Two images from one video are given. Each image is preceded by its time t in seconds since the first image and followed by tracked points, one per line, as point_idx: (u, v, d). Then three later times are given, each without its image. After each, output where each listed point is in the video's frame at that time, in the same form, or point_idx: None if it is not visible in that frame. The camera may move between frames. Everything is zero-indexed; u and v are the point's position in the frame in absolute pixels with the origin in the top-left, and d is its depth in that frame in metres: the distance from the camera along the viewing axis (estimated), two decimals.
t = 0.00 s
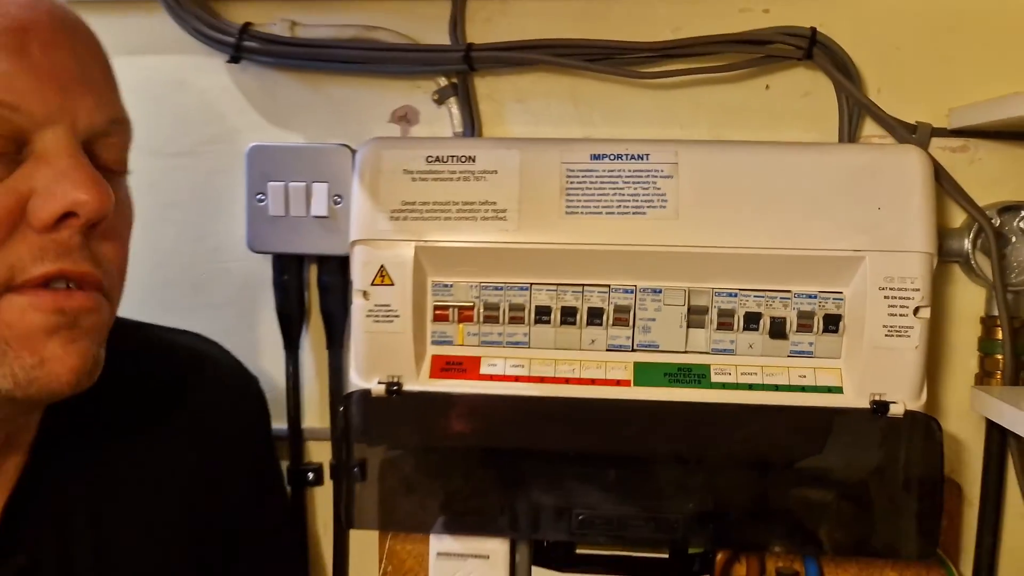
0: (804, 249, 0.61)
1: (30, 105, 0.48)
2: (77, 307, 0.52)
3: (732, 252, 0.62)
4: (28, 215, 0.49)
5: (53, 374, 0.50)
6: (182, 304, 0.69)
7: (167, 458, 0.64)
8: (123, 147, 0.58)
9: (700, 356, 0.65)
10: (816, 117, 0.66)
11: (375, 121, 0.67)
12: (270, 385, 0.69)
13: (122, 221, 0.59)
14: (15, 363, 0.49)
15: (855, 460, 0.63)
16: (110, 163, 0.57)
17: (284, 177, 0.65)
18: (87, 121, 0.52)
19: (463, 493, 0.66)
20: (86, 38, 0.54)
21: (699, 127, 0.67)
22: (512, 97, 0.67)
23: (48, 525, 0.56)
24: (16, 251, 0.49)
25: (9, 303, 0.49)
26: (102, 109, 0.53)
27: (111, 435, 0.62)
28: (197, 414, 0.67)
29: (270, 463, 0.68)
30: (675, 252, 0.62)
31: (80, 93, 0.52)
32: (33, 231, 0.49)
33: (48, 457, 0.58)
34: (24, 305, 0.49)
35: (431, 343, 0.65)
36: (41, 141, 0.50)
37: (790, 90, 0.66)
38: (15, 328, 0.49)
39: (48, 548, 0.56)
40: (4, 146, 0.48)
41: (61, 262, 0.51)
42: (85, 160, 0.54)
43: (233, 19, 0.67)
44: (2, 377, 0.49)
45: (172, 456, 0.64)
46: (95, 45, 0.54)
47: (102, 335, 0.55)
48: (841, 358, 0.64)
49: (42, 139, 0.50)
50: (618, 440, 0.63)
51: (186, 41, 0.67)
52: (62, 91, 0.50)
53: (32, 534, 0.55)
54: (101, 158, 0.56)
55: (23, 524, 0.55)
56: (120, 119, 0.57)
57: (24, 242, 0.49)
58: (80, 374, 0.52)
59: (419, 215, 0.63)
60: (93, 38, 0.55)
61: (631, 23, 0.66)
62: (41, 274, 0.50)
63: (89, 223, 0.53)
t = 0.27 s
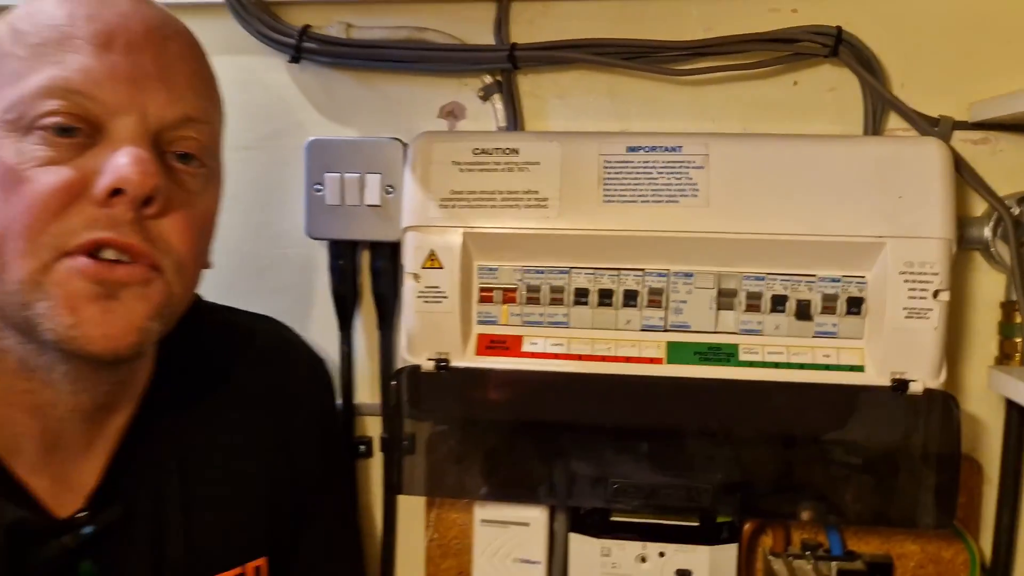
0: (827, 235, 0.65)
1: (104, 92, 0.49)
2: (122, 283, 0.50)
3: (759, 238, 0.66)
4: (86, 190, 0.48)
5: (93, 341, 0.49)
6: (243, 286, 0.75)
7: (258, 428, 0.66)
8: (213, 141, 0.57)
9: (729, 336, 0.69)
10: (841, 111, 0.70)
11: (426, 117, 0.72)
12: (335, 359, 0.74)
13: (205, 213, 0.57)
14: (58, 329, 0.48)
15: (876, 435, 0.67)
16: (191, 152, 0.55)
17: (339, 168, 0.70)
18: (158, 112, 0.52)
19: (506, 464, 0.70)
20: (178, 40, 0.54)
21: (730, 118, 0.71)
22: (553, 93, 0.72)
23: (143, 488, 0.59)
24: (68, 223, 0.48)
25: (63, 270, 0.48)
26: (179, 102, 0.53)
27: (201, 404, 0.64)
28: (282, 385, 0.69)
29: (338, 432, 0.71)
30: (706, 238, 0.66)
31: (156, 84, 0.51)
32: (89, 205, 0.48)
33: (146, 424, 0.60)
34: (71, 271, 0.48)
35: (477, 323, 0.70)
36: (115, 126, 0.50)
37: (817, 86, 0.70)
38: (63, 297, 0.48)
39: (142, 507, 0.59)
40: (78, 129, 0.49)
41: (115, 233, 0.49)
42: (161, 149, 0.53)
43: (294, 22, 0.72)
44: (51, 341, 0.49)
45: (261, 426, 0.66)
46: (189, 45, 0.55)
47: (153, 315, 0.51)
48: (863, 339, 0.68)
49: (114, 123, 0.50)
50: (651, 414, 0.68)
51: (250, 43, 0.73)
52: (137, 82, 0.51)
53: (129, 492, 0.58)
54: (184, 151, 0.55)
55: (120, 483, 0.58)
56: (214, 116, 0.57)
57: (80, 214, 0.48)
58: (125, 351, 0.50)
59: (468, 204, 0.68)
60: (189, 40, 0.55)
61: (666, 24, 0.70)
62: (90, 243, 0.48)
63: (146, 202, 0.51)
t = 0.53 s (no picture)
0: (879, 234, 0.67)
1: (210, 103, 0.58)
2: (219, 278, 0.58)
3: (811, 237, 0.68)
4: (192, 188, 0.57)
5: (192, 334, 0.57)
6: (316, 283, 0.79)
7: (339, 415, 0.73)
8: (304, 148, 0.65)
9: (781, 332, 0.71)
10: (892, 113, 0.72)
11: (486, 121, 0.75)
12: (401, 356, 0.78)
13: (298, 210, 0.64)
14: (164, 317, 0.56)
15: (926, 431, 0.68)
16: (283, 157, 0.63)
17: (405, 171, 0.73)
18: (256, 118, 0.60)
19: (559, 455, 0.72)
20: (276, 54, 0.63)
21: (780, 122, 0.74)
22: (609, 98, 0.75)
23: (238, 461, 0.68)
24: (178, 218, 0.57)
25: (173, 265, 0.57)
26: (273, 111, 0.61)
27: (289, 392, 0.72)
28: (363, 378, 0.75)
29: (410, 427, 0.76)
30: (759, 237, 0.68)
31: (252, 94, 0.60)
32: (195, 202, 0.57)
33: (242, 405, 0.70)
34: (178, 267, 0.57)
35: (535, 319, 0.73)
36: (218, 131, 0.59)
37: (868, 89, 0.72)
38: (172, 285, 0.57)
39: (236, 480, 0.67)
40: (188, 133, 0.58)
41: (217, 227, 0.57)
42: (258, 154, 0.62)
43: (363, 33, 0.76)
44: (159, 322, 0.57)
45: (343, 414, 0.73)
46: (286, 59, 0.63)
47: (247, 310, 0.60)
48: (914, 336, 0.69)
49: (218, 129, 0.59)
50: (704, 407, 0.70)
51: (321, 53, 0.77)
52: (238, 93, 0.59)
53: (226, 467, 0.67)
54: (279, 154, 0.63)
55: (220, 459, 0.67)
56: (305, 125, 0.65)
57: (187, 210, 0.57)
58: (221, 336, 0.58)
59: (528, 204, 0.71)
60: (286, 54, 0.64)
61: (720, 29, 0.73)
62: (195, 237, 0.57)
63: (244, 199, 0.59)
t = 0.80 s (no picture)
0: (912, 244, 0.67)
1: (245, 109, 0.60)
2: (259, 279, 0.59)
3: (844, 246, 0.68)
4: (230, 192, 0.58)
5: (232, 335, 0.58)
6: (353, 288, 0.82)
7: (375, 417, 0.75)
8: (339, 149, 0.66)
9: (813, 341, 0.71)
10: (926, 122, 0.72)
11: (518, 130, 0.77)
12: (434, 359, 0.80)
13: (334, 211, 0.65)
14: (207, 317, 0.58)
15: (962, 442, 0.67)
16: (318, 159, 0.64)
17: (437, 180, 0.75)
18: (289, 122, 0.62)
19: (590, 460, 0.73)
20: (309, 59, 0.64)
21: (815, 131, 0.74)
22: (642, 108, 0.75)
23: (275, 459, 0.69)
24: (217, 221, 0.58)
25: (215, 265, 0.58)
26: (306, 115, 0.63)
27: (324, 394, 0.74)
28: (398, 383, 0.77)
29: (444, 430, 0.79)
30: (791, 246, 0.68)
31: (286, 99, 0.62)
32: (232, 205, 0.58)
33: (280, 403, 0.71)
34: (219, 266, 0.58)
35: (567, 326, 0.73)
36: (253, 136, 0.60)
37: (902, 98, 0.72)
38: (215, 285, 0.58)
39: (276, 480, 0.69)
40: (225, 139, 0.60)
41: (253, 229, 0.58)
42: (294, 157, 0.63)
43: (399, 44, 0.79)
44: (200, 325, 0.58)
45: (378, 417, 0.75)
46: (320, 65, 0.65)
47: (286, 310, 0.60)
48: (948, 346, 0.69)
49: (253, 134, 0.60)
50: (735, 416, 0.70)
51: (358, 63, 0.79)
52: (271, 98, 0.61)
53: (264, 462, 0.69)
54: (314, 157, 0.64)
55: (258, 457, 0.69)
56: (340, 128, 0.66)
57: (226, 213, 0.58)
58: (260, 335, 0.59)
59: (561, 213, 0.71)
60: (319, 60, 0.65)
61: (752, 38, 0.74)
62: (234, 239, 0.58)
63: (279, 201, 0.60)
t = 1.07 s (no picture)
0: (936, 258, 0.66)
1: (280, 135, 0.62)
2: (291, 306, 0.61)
3: (867, 260, 0.67)
4: (265, 216, 0.60)
5: (265, 358, 0.60)
6: (375, 303, 0.85)
7: (401, 432, 0.77)
8: (370, 174, 0.67)
9: (836, 356, 0.70)
10: (949, 136, 0.72)
11: (540, 146, 0.79)
12: (458, 373, 0.82)
13: (365, 235, 0.67)
14: (240, 340, 0.60)
15: (989, 458, 0.67)
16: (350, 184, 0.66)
17: (461, 196, 0.77)
18: (323, 148, 0.63)
19: (613, 474, 0.73)
20: (342, 86, 0.66)
21: (838, 146, 0.74)
22: (663, 123, 0.77)
23: (303, 474, 0.71)
24: (251, 245, 0.60)
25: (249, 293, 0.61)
26: (338, 141, 0.64)
27: (350, 408, 0.76)
28: (423, 399, 0.80)
29: (468, 443, 0.81)
30: (813, 260, 0.68)
31: (320, 125, 0.63)
32: (266, 230, 0.60)
33: (310, 421, 0.73)
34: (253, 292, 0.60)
35: (590, 340, 0.74)
36: (287, 161, 0.62)
37: (925, 112, 0.72)
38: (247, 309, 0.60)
39: (303, 494, 0.70)
40: (259, 165, 0.62)
41: (285, 254, 0.60)
42: (326, 181, 0.65)
43: (422, 60, 0.81)
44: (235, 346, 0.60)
45: (405, 432, 0.77)
46: (352, 90, 0.67)
47: (315, 333, 0.62)
48: (973, 361, 0.68)
49: (287, 160, 0.62)
50: (758, 431, 0.70)
51: (383, 80, 0.82)
52: (306, 125, 0.63)
53: (291, 478, 0.70)
54: (346, 182, 0.66)
55: (285, 473, 0.70)
56: (370, 152, 0.67)
57: (259, 238, 0.60)
58: (290, 357, 0.61)
59: (584, 228, 0.72)
60: (351, 86, 0.67)
61: (773, 53, 0.74)
62: (266, 264, 0.60)
63: (311, 226, 0.61)
